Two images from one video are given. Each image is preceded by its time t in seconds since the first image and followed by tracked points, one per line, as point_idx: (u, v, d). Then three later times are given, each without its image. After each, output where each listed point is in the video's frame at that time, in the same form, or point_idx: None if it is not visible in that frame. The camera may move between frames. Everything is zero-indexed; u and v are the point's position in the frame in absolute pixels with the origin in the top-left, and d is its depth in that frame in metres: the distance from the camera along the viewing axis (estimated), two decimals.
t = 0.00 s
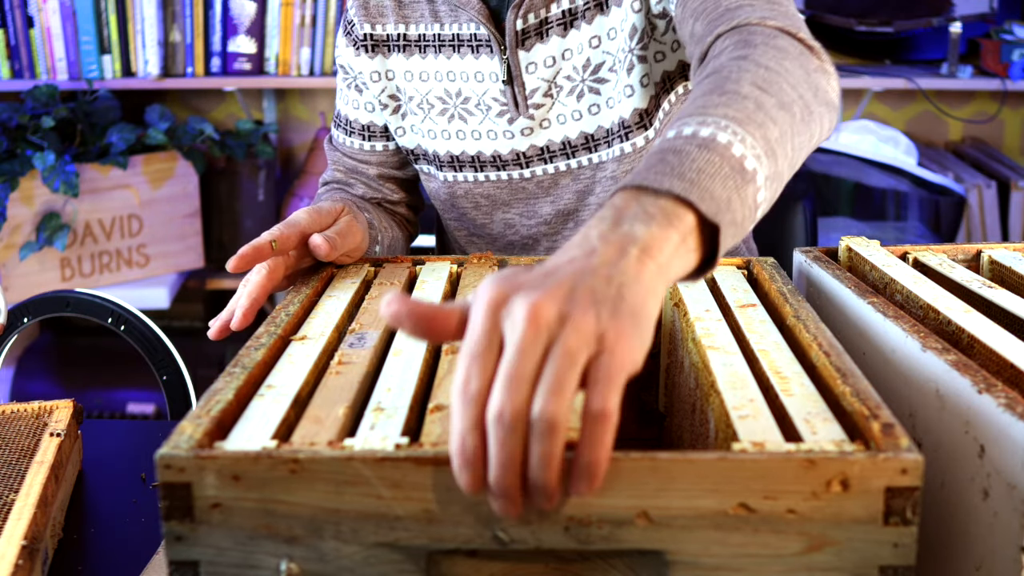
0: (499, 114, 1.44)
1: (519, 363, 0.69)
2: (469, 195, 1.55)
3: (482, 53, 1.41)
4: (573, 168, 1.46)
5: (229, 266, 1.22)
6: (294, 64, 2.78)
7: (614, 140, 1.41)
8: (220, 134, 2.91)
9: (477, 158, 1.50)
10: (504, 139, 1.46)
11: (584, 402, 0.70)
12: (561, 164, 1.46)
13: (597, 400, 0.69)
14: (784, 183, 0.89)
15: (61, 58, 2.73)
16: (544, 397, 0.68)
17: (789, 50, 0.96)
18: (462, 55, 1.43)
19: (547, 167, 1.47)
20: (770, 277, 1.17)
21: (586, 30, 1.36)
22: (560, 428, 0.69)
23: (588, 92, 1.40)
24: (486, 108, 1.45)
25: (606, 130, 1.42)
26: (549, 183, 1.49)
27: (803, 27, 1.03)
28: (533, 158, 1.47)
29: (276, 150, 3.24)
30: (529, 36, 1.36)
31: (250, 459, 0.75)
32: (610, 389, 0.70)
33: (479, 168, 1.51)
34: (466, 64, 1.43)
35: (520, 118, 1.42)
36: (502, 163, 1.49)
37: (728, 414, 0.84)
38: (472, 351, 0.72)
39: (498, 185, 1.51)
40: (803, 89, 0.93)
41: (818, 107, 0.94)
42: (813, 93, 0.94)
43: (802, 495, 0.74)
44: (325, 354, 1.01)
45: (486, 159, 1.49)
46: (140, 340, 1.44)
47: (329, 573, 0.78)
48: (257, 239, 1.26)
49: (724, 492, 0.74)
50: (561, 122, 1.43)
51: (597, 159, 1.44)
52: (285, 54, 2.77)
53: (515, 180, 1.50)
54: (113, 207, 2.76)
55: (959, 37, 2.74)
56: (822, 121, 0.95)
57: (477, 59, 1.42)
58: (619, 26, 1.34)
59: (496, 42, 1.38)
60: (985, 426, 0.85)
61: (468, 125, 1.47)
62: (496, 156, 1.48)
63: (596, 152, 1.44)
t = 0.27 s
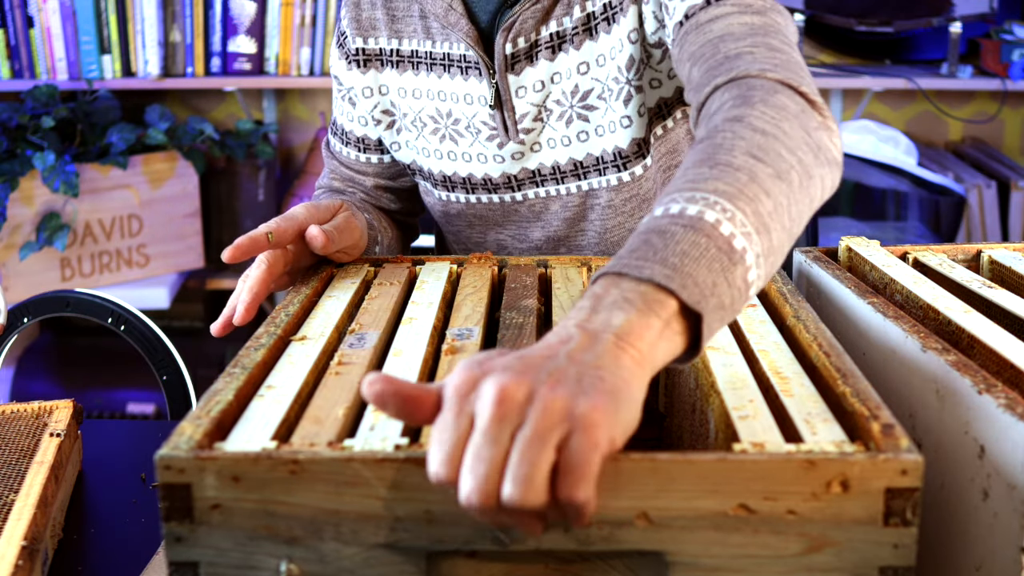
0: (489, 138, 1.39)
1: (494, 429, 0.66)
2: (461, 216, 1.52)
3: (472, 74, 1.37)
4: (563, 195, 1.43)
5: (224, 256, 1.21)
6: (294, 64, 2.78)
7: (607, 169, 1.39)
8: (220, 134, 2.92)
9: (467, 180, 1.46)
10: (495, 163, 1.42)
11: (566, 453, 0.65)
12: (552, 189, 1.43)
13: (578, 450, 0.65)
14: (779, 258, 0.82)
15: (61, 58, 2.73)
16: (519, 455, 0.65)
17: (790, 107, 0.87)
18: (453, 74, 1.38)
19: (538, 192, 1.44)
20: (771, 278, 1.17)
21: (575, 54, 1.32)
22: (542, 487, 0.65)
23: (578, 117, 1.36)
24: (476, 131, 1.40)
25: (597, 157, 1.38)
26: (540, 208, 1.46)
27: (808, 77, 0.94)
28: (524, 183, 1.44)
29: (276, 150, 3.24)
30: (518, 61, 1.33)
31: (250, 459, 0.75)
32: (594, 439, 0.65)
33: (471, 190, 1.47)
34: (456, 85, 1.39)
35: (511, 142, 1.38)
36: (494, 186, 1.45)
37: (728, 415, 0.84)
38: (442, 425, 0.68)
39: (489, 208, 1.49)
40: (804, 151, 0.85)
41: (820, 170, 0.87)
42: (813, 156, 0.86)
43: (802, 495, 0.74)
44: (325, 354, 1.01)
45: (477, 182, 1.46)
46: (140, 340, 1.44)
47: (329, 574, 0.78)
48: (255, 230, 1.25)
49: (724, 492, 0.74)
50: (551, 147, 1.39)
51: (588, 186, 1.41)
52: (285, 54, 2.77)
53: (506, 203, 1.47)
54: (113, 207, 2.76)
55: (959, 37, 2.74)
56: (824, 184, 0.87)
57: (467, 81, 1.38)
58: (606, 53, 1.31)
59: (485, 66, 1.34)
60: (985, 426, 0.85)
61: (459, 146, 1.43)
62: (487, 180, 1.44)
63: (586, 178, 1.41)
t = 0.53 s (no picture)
0: (496, 154, 1.38)
1: (493, 413, 0.66)
2: (470, 229, 1.52)
3: (474, 91, 1.34)
4: (571, 207, 1.42)
5: (232, 249, 1.20)
6: (294, 64, 2.78)
7: (619, 177, 1.39)
8: (220, 134, 2.92)
9: (475, 197, 1.45)
10: (503, 178, 1.40)
11: (567, 434, 0.66)
12: (562, 200, 1.42)
13: (578, 429, 0.65)
14: (779, 282, 0.82)
15: (61, 58, 2.73)
16: (520, 438, 0.65)
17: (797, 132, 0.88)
18: (455, 92, 1.36)
19: (547, 203, 1.44)
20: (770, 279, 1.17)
21: (581, 65, 1.30)
22: (545, 470, 0.65)
23: (586, 129, 1.35)
24: (482, 148, 1.38)
25: (605, 165, 1.38)
26: (551, 219, 1.45)
27: (814, 101, 0.94)
28: (533, 195, 1.43)
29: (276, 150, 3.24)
30: (524, 74, 1.31)
31: (250, 459, 0.75)
32: (593, 418, 0.65)
33: (477, 206, 1.46)
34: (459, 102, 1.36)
35: (519, 157, 1.36)
36: (501, 202, 1.44)
37: (728, 415, 0.84)
38: (442, 415, 0.69)
39: (498, 222, 1.48)
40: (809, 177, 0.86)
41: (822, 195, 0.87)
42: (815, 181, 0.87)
43: (801, 495, 0.74)
44: (325, 354, 1.01)
45: (485, 199, 1.45)
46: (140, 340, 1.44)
47: (329, 573, 0.78)
48: (262, 223, 1.26)
49: (724, 492, 0.74)
50: (559, 157, 1.38)
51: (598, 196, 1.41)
52: (285, 54, 2.77)
53: (515, 216, 1.46)
54: (113, 207, 2.76)
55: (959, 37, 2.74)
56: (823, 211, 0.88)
57: (469, 97, 1.35)
58: (613, 61, 1.29)
59: (488, 80, 1.31)
60: (984, 425, 0.86)
61: (464, 163, 1.41)
62: (496, 196, 1.43)
63: (597, 188, 1.40)
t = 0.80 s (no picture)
0: (501, 156, 1.38)
1: (488, 405, 0.66)
2: (475, 230, 1.52)
3: (480, 94, 1.34)
4: (575, 209, 1.43)
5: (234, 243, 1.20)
6: (294, 64, 2.78)
7: (625, 178, 1.39)
8: (220, 134, 2.91)
9: (479, 199, 1.45)
10: (508, 180, 1.41)
11: (559, 425, 0.66)
12: (566, 202, 1.43)
13: (569, 418, 0.66)
14: (773, 298, 0.82)
15: (61, 58, 2.73)
16: (515, 429, 0.65)
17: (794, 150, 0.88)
18: (460, 94, 1.36)
19: (552, 205, 1.44)
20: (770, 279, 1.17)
21: (587, 67, 1.30)
22: (541, 459, 0.65)
23: (590, 131, 1.35)
24: (487, 150, 1.38)
25: (611, 167, 1.38)
26: (555, 221, 1.46)
27: (813, 118, 0.94)
28: (537, 197, 1.43)
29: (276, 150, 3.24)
30: (530, 76, 1.31)
31: (250, 459, 0.75)
32: (586, 409, 0.66)
33: (481, 208, 1.47)
34: (464, 104, 1.36)
35: (524, 159, 1.37)
36: (506, 205, 1.44)
37: (728, 415, 0.84)
38: (438, 413, 0.69)
39: (502, 224, 1.48)
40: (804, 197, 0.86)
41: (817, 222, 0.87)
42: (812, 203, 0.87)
43: (801, 495, 0.74)
44: (325, 354, 1.01)
45: (489, 201, 1.45)
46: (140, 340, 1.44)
47: (329, 573, 0.78)
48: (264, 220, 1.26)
49: (723, 492, 0.75)
50: (564, 159, 1.39)
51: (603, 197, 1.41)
52: (285, 54, 2.77)
53: (520, 218, 1.47)
54: (113, 207, 2.76)
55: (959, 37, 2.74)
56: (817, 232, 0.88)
57: (475, 99, 1.35)
58: (618, 64, 1.29)
59: (494, 82, 1.31)
60: (984, 424, 0.86)
61: (469, 165, 1.41)
62: (500, 198, 1.44)
63: (601, 190, 1.40)
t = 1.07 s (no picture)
0: (501, 152, 1.37)
1: (493, 408, 0.66)
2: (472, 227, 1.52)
3: (483, 88, 1.34)
4: (574, 207, 1.42)
5: (230, 246, 1.20)
6: (294, 64, 2.78)
7: (626, 177, 1.39)
8: (220, 134, 2.91)
9: (478, 194, 1.45)
10: (508, 177, 1.40)
11: (564, 428, 0.66)
12: (565, 200, 1.42)
13: (576, 425, 0.66)
14: (777, 297, 0.83)
15: (61, 58, 2.73)
16: (519, 433, 0.65)
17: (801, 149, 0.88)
18: (463, 87, 1.35)
19: (551, 203, 1.43)
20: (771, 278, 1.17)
21: (592, 66, 1.30)
22: (543, 464, 0.65)
23: (592, 130, 1.35)
24: (488, 145, 1.38)
25: (611, 166, 1.38)
26: (553, 219, 1.45)
27: (819, 115, 0.94)
28: (537, 194, 1.43)
29: (276, 150, 3.24)
30: (534, 73, 1.31)
31: (250, 460, 0.75)
32: (592, 414, 0.66)
33: (480, 203, 1.46)
34: (467, 98, 1.36)
35: (525, 156, 1.36)
36: (505, 201, 1.44)
37: (728, 415, 0.84)
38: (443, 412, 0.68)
39: (500, 220, 1.48)
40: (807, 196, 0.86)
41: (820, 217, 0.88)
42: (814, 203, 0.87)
43: (801, 496, 0.74)
44: (325, 354, 1.01)
45: (488, 196, 1.44)
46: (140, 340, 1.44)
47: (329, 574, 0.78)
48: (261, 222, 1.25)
49: (724, 493, 0.74)
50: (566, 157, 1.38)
51: (602, 196, 1.40)
52: (285, 54, 2.77)
53: (518, 215, 1.46)
54: (113, 207, 2.76)
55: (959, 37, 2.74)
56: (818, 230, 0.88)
57: (478, 94, 1.34)
58: (623, 63, 1.29)
59: (498, 78, 1.31)
60: (985, 425, 0.85)
61: (469, 159, 1.40)
62: (499, 194, 1.43)
63: (600, 189, 1.40)
